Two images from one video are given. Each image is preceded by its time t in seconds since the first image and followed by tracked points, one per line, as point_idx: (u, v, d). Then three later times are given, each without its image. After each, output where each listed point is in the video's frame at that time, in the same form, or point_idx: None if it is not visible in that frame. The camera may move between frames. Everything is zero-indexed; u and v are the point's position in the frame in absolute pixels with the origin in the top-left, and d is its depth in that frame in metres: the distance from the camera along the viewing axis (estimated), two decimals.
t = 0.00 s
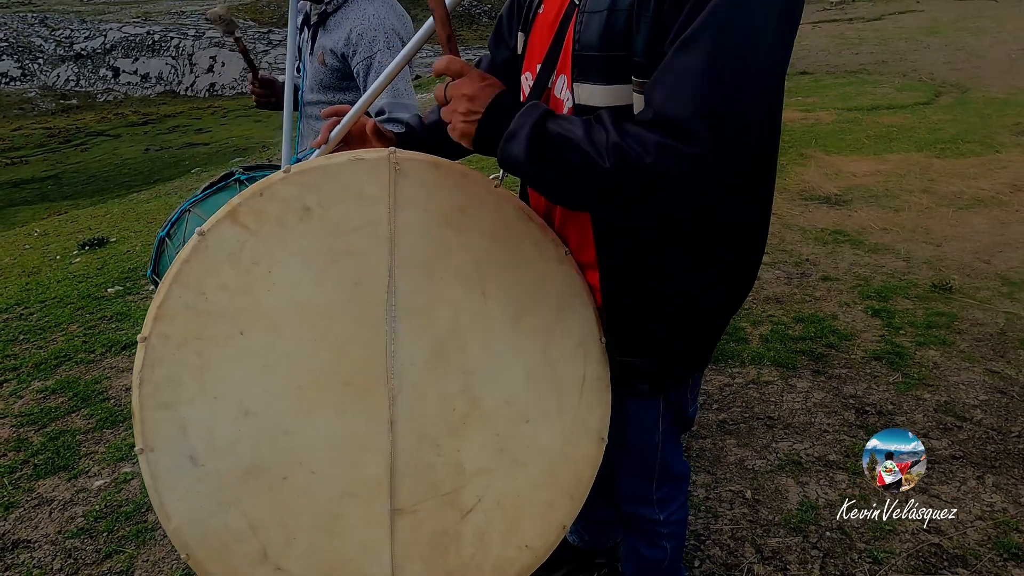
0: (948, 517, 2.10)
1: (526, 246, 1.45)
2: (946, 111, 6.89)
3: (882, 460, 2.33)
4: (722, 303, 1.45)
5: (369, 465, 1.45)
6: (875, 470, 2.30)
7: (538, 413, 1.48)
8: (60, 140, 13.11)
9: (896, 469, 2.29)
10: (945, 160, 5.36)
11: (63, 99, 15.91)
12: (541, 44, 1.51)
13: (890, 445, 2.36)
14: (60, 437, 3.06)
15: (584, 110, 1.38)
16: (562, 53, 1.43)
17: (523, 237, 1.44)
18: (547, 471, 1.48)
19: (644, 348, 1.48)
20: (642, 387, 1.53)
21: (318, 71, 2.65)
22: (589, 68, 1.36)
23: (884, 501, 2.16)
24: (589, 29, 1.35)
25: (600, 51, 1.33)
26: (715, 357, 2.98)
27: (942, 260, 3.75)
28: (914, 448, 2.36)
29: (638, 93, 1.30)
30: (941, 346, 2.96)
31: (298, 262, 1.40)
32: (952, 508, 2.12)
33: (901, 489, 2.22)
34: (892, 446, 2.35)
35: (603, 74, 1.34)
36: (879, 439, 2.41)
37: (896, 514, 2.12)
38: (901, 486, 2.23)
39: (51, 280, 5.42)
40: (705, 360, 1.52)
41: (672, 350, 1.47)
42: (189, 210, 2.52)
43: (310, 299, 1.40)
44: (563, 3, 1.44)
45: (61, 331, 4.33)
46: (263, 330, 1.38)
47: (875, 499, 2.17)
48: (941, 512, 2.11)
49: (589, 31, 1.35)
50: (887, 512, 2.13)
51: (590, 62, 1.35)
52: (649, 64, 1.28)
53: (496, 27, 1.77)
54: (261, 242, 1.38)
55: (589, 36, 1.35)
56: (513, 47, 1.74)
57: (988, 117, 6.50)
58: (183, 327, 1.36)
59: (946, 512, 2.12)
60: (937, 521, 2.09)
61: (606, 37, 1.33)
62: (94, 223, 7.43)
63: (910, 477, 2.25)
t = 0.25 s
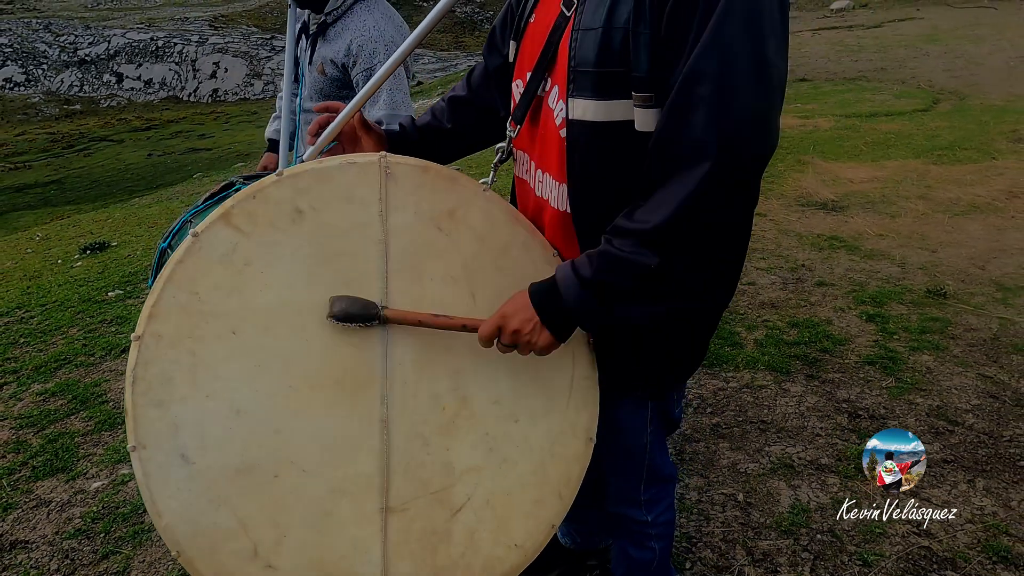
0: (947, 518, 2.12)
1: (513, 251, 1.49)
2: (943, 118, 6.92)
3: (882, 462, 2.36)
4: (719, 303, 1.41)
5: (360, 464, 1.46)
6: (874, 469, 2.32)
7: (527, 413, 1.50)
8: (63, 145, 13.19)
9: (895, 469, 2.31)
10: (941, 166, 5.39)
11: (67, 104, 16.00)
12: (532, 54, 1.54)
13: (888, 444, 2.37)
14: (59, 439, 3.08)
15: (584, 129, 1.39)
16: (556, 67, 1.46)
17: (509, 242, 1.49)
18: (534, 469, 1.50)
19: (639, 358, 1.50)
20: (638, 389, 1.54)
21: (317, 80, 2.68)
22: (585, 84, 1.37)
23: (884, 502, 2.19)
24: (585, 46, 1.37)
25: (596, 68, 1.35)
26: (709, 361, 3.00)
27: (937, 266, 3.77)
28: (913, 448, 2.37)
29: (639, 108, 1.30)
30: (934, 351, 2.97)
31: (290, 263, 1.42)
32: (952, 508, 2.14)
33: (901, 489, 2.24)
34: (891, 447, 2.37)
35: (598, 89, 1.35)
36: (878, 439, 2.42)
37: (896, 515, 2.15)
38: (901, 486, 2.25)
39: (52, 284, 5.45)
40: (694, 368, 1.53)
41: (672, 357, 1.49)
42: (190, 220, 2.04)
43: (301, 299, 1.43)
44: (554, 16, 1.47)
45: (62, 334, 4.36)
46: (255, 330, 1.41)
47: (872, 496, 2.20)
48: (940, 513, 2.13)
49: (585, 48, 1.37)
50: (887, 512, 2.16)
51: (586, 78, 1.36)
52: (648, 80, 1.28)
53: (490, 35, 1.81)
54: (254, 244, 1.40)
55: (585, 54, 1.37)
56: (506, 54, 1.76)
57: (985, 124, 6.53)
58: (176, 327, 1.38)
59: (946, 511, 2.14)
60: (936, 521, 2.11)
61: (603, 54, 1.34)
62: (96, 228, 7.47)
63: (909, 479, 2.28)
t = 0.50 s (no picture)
0: (947, 518, 2.14)
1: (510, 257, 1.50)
2: (941, 125, 6.94)
3: (882, 460, 2.37)
4: (721, 302, 1.49)
5: (357, 467, 1.48)
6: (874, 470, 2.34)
7: (521, 418, 1.52)
8: (65, 150, 13.24)
9: (895, 469, 2.34)
10: (938, 173, 5.42)
11: (69, 109, 16.07)
12: (528, 64, 1.56)
13: (889, 445, 2.40)
14: (59, 442, 3.10)
15: (580, 136, 1.42)
16: (552, 75, 1.48)
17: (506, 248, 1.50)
18: (529, 472, 1.51)
19: (639, 363, 1.52)
20: (631, 396, 1.57)
21: (312, 88, 2.72)
22: (581, 94, 1.40)
23: (884, 501, 2.22)
24: (581, 56, 1.40)
25: (591, 78, 1.38)
26: (705, 367, 3.02)
27: (934, 272, 3.79)
28: (912, 448, 2.41)
29: (631, 118, 1.34)
30: (929, 357, 2.99)
31: (288, 269, 1.44)
32: (953, 509, 2.17)
33: (901, 489, 2.27)
34: (891, 446, 2.39)
35: (594, 99, 1.38)
36: (879, 439, 2.45)
37: (896, 514, 2.17)
38: (901, 486, 2.28)
39: (53, 288, 5.47)
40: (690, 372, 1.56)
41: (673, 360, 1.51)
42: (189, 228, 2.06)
43: (299, 304, 1.44)
44: (550, 27, 1.50)
45: (62, 338, 4.38)
46: (253, 335, 1.43)
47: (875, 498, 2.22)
48: (940, 512, 2.16)
49: (581, 58, 1.40)
50: (887, 511, 2.18)
51: (582, 87, 1.39)
52: (641, 91, 1.32)
53: (486, 43, 1.85)
54: (253, 251, 1.43)
55: (581, 62, 1.39)
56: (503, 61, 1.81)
57: (982, 131, 6.55)
58: (177, 332, 1.41)
59: (946, 511, 2.17)
60: (935, 522, 2.14)
61: (598, 64, 1.37)
62: (97, 233, 7.50)
63: (910, 478, 2.30)
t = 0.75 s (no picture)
0: (948, 518, 2.17)
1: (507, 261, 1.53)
2: (938, 133, 6.98)
3: (882, 461, 2.42)
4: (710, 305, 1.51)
5: (356, 467, 1.50)
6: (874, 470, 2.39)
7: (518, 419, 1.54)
8: (66, 157, 13.29)
9: (895, 469, 2.39)
10: (935, 181, 5.45)
11: (70, 116, 16.14)
12: (527, 74, 1.59)
13: (890, 445, 2.45)
14: (59, 447, 3.11)
15: (565, 146, 1.45)
16: (547, 87, 1.49)
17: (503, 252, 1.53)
18: (526, 473, 1.53)
19: (629, 371, 1.54)
20: (618, 404, 1.59)
21: (309, 95, 2.75)
22: (569, 106, 1.42)
23: (883, 503, 2.25)
24: (571, 69, 1.41)
25: (579, 91, 1.40)
26: (703, 372, 3.03)
27: (930, 279, 3.81)
28: (913, 448, 2.45)
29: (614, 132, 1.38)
30: (925, 363, 3.01)
31: (289, 271, 1.46)
32: (953, 508, 2.20)
33: (902, 489, 2.31)
34: (891, 447, 2.45)
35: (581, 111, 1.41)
36: (879, 439, 2.50)
37: (896, 515, 2.20)
38: (900, 485, 2.32)
39: (54, 294, 5.49)
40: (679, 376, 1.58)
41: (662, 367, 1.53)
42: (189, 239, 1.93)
43: (300, 306, 1.46)
44: (548, 39, 1.52)
45: (63, 343, 4.40)
46: (254, 336, 1.45)
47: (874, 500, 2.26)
48: (940, 513, 2.19)
49: (571, 71, 1.41)
50: (886, 512, 2.21)
51: (570, 100, 1.42)
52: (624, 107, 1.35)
53: (489, 48, 1.87)
54: (255, 253, 1.44)
55: (570, 76, 1.41)
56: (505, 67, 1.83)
57: (979, 139, 6.59)
58: (179, 332, 1.42)
59: (945, 511, 2.20)
60: (936, 521, 2.17)
61: (587, 78, 1.39)
62: (98, 239, 7.53)
63: (910, 477, 2.34)
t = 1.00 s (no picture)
0: (948, 518, 2.20)
1: (506, 267, 1.56)
2: (935, 140, 7.02)
3: (882, 460, 2.47)
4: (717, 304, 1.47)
5: (356, 469, 1.51)
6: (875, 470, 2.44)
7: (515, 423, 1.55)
8: (66, 163, 13.32)
9: (895, 469, 2.43)
10: (932, 188, 5.48)
11: (70, 122, 16.19)
12: (529, 84, 1.61)
13: (889, 446, 2.50)
14: (59, 452, 3.12)
15: (581, 160, 1.45)
16: (553, 97, 1.51)
17: (502, 258, 1.56)
18: (524, 475, 1.55)
19: (629, 377, 1.56)
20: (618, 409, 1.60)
21: (311, 102, 2.77)
22: (580, 120, 1.43)
23: (883, 503, 2.28)
24: (579, 83, 1.43)
25: (591, 105, 1.41)
26: (701, 378, 3.05)
27: (927, 285, 3.83)
28: (912, 448, 2.50)
29: (633, 146, 1.38)
30: (922, 369, 3.02)
31: (293, 276, 1.48)
32: (953, 508, 2.23)
33: (902, 489, 2.34)
34: (891, 447, 2.50)
35: (593, 125, 1.41)
36: (881, 440, 2.54)
37: (895, 515, 2.24)
38: (900, 485, 2.35)
39: (55, 300, 5.51)
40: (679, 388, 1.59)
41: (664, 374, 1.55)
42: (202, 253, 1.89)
43: (302, 310, 1.48)
44: (551, 50, 1.54)
45: (64, 349, 4.41)
46: (258, 339, 1.47)
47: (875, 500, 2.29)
48: (940, 512, 2.22)
49: (580, 85, 1.43)
50: (886, 512, 2.25)
51: (583, 114, 1.42)
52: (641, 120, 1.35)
53: (490, 54, 1.89)
54: (259, 258, 1.47)
55: (581, 90, 1.42)
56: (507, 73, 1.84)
57: (976, 147, 6.63)
58: (184, 335, 1.44)
59: (945, 511, 2.23)
60: (937, 520, 2.20)
61: (596, 93, 1.40)
62: (99, 245, 7.54)
63: (910, 477, 2.39)
